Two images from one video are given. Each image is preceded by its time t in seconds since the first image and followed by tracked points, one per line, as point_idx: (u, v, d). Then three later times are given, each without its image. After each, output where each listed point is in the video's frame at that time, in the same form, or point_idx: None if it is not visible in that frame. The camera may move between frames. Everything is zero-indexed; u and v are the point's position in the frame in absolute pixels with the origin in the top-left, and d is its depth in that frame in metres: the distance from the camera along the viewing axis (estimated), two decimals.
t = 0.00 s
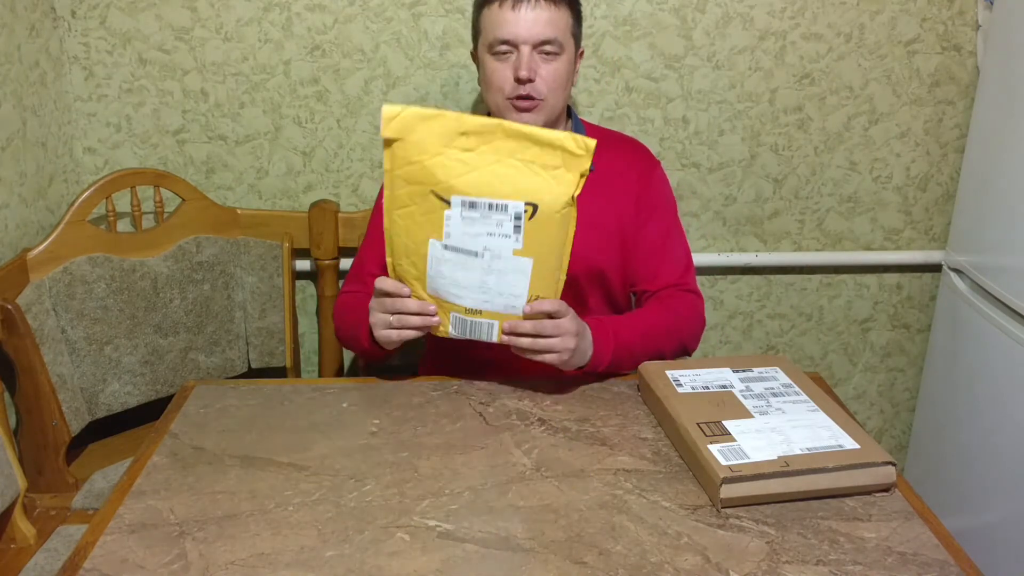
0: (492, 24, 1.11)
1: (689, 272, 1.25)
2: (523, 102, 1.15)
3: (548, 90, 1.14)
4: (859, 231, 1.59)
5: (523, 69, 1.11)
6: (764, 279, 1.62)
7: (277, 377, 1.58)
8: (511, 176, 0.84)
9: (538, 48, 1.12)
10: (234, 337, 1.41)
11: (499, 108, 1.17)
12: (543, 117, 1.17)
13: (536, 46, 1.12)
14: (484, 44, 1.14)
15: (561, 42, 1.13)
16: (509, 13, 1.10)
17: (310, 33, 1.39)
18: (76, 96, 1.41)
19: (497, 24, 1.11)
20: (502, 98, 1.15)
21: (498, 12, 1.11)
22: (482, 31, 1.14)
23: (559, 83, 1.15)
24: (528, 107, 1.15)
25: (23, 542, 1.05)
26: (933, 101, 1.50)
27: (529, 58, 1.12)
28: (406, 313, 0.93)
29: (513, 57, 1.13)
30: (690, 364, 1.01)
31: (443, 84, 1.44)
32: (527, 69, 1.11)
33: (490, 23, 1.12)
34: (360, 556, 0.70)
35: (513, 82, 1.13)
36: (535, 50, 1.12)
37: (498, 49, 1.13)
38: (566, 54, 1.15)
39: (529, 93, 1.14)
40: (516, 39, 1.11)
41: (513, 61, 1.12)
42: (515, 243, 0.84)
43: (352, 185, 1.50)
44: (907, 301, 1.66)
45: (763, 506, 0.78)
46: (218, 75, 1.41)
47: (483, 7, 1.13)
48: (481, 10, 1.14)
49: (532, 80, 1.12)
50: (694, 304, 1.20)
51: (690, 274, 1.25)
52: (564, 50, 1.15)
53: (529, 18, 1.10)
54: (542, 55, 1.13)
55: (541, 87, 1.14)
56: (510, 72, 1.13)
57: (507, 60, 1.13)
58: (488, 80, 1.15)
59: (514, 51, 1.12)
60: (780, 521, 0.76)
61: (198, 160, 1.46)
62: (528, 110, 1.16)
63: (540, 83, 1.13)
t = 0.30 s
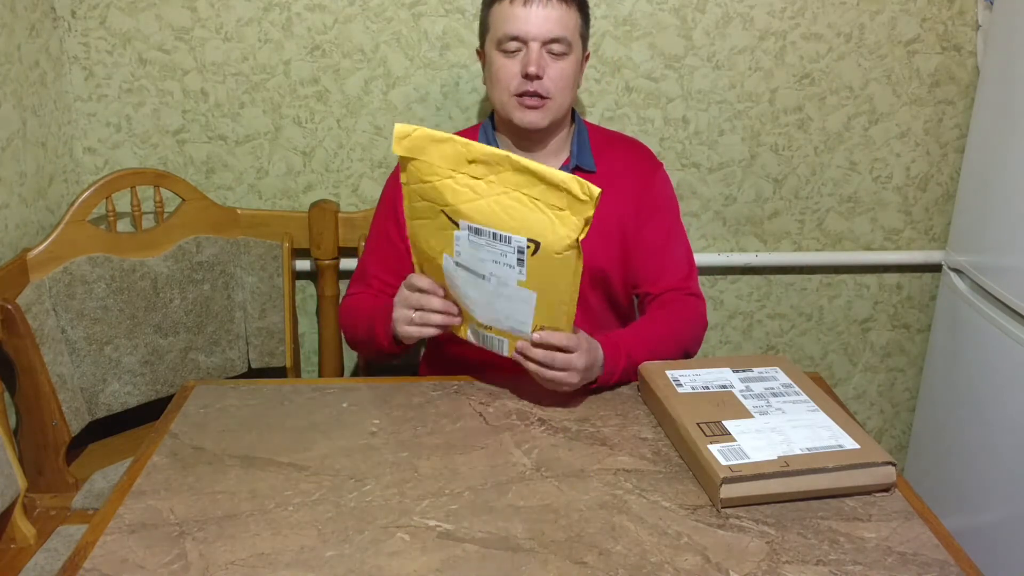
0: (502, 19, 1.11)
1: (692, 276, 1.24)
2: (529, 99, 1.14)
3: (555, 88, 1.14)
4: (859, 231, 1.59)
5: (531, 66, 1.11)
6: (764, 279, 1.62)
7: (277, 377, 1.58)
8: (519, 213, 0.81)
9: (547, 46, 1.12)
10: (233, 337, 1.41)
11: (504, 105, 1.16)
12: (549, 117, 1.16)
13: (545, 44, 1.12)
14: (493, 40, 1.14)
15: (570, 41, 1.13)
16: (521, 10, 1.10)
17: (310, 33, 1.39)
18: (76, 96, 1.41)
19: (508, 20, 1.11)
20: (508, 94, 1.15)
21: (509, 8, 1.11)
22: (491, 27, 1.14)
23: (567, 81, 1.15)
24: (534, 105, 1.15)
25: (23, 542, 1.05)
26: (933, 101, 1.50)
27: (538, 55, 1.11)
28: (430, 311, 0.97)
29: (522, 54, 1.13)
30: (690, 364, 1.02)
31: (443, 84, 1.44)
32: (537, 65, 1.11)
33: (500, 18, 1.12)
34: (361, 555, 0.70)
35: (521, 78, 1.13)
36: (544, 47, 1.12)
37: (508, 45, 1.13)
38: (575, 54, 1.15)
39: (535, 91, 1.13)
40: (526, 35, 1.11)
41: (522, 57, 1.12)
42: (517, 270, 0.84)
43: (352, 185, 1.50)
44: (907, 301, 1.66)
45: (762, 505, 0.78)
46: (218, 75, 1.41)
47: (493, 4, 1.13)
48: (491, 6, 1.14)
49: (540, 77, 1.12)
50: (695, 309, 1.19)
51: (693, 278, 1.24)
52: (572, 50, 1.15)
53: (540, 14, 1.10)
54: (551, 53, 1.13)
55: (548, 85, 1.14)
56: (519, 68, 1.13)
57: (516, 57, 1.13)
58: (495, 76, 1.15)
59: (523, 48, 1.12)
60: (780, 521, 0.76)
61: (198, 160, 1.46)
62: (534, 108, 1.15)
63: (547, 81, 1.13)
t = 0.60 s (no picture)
0: (477, 21, 1.12)
1: (689, 278, 1.22)
2: (519, 92, 1.13)
3: (541, 75, 1.13)
4: (860, 230, 1.58)
5: (514, 57, 1.10)
6: (765, 279, 1.61)
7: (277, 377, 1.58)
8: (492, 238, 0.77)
9: (526, 35, 1.11)
10: (232, 337, 1.40)
11: (497, 105, 1.15)
12: (543, 105, 1.14)
13: (522, 34, 1.11)
14: (472, 44, 1.14)
15: (547, 26, 1.12)
16: (491, 7, 1.10)
17: (309, 32, 1.39)
18: (75, 95, 1.40)
19: (482, 20, 1.11)
20: (499, 93, 1.14)
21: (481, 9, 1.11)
22: (468, 32, 1.15)
23: (553, 67, 1.14)
24: (527, 94, 1.13)
25: (20, 543, 1.04)
26: (935, 100, 1.50)
27: (518, 46, 1.11)
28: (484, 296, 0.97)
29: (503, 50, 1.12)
30: (691, 364, 1.01)
31: (443, 83, 1.43)
32: (518, 56, 1.10)
33: (475, 20, 1.13)
34: (359, 557, 0.69)
35: (507, 73, 1.12)
36: (522, 37, 1.11)
37: (487, 45, 1.12)
38: (555, 39, 1.14)
39: (524, 82, 1.12)
40: (502, 30, 1.10)
41: (503, 53, 1.12)
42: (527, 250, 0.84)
43: (351, 184, 1.49)
44: (909, 301, 1.65)
45: (764, 506, 0.77)
46: (217, 74, 1.40)
47: (467, 9, 1.14)
48: (464, 12, 1.15)
49: (524, 67, 1.11)
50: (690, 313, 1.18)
51: (690, 280, 1.22)
52: (552, 35, 1.14)
53: (511, 6, 1.10)
54: (531, 42, 1.12)
55: (536, 73, 1.12)
56: (502, 64, 1.12)
57: (498, 54, 1.12)
58: (483, 78, 1.14)
59: (502, 43, 1.12)
60: (782, 522, 0.75)
61: (197, 159, 1.46)
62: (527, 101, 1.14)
63: (533, 70, 1.12)
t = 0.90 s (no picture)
0: (470, 27, 1.13)
1: (682, 285, 1.24)
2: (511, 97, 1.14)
3: (534, 80, 1.13)
4: (858, 231, 1.60)
5: (506, 63, 1.11)
6: (763, 279, 1.62)
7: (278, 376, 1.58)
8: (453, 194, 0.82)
9: (517, 40, 1.12)
10: (235, 337, 1.41)
11: (491, 109, 1.17)
12: (536, 109, 1.15)
13: (514, 40, 1.12)
14: (466, 50, 1.15)
15: (539, 31, 1.13)
16: (482, 14, 1.11)
17: (310, 34, 1.40)
18: (78, 96, 1.41)
19: (474, 26, 1.12)
20: (492, 97, 1.15)
21: (473, 15, 1.12)
22: (462, 38, 1.16)
23: (546, 71, 1.14)
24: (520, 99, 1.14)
25: (24, 541, 1.05)
26: (932, 101, 1.51)
27: (510, 52, 1.11)
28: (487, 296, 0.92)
29: (496, 55, 1.13)
30: (690, 363, 1.02)
31: (443, 85, 1.44)
32: (510, 61, 1.11)
33: (468, 27, 1.14)
34: (361, 555, 0.70)
35: (499, 79, 1.13)
36: (514, 43, 1.12)
37: (480, 51, 1.13)
38: (547, 43, 1.15)
39: (516, 86, 1.13)
40: (493, 36, 1.11)
41: (495, 58, 1.13)
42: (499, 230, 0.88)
43: (352, 185, 1.50)
44: (906, 301, 1.66)
45: (762, 504, 0.78)
46: (219, 75, 1.41)
47: (461, 14, 1.15)
48: (459, 17, 1.16)
49: (516, 73, 1.12)
50: (681, 318, 1.20)
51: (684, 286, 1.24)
52: (544, 38, 1.14)
53: (501, 13, 1.11)
54: (523, 47, 1.13)
55: (528, 77, 1.13)
56: (495, 69, 1.13)
57: (490, 60, 1.13)
58: (477, 84, 1.16)
59: (494, 49, 1.13)
60: (779, 520, 0.76)
61: (199, 160, 1.46)
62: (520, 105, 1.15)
63: (525, 74, 1.13)
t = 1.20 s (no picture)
0: (480, 35, 1.11)
1: (686, 285, 1.24)
2: (517, 110, 1.13)
3: (542, 96, 1.13)
4: (859, 231, 1.59)
5: (516, 80, 1.10)
6: (764, 279, 1.62)
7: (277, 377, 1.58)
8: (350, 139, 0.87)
9: (529, 55, 1.11)
10: (235, 337, 1.41)
11: (495, 118, 1.16)
12: (540, 124, 1.15)
13: (526, 54, 1.10)
14: (474, 57, 1.13)
15: (551, 47, 1.12)
16: (495, 25, 1.09)
17: (310, 34, 1.39)
18: (77, 95, 1.41)
19: (485, 35, 1.10)
20: (496, 107, 1.14)
21: (486, 24, 1.09)
22: (471, 44, 1.13)
23: (554, 88, 1.14)
24: (525, 113, 1.14)
25: (23, 542, 1.05)
26: (933, 101, 1.51)
27: (521, 67, 1.10)
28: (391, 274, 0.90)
29: (505, 66, 1.12)
30: (691, 364, 1.02)
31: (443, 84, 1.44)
32: (521, 78, 1.10)
33: (477, 34, 1.11)
34: (361, 555, 0.70)
35: (507, 92, 1.12)
36: (525, 57, 1.11)
37: (489, 60, 1.12)
38: (558, 59, 1.14)
39: (523, 101, 1.12)
40: (505, 48, 1.10)
41: (505, 70, 1.11)
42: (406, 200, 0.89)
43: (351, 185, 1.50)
44: (907, 301, 1.66)
45: (763, 505, 0.78)
46: (218, 75, 1.41)
47: (470, 18, 1.12)
48: (468, 21, 1.13)
49: (526, 89, 1.11)
50: (687, 317, 1.20)
51: (688, 286, 1.24)
52: (556, 54, 1.13)
53: (515, 26, 1.09)
54: (533, 62, 1.12)
55: (536, 93, 1.13)
56: (503, 81, 1.12)
57: (499, 70, 1.12)
58: (482, 91, 1.14)
59: (505, 61, 1.11)
60: (780, 521, 0.76)
61: (198, 160, 1.46)
62: (524, 119, 1.15)
63: (534, 90, 1.12)
